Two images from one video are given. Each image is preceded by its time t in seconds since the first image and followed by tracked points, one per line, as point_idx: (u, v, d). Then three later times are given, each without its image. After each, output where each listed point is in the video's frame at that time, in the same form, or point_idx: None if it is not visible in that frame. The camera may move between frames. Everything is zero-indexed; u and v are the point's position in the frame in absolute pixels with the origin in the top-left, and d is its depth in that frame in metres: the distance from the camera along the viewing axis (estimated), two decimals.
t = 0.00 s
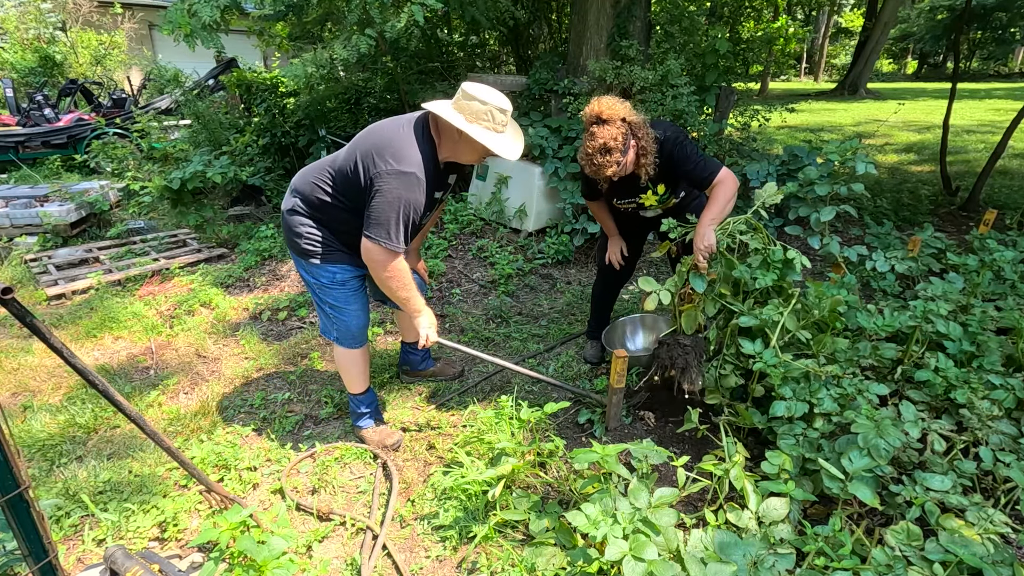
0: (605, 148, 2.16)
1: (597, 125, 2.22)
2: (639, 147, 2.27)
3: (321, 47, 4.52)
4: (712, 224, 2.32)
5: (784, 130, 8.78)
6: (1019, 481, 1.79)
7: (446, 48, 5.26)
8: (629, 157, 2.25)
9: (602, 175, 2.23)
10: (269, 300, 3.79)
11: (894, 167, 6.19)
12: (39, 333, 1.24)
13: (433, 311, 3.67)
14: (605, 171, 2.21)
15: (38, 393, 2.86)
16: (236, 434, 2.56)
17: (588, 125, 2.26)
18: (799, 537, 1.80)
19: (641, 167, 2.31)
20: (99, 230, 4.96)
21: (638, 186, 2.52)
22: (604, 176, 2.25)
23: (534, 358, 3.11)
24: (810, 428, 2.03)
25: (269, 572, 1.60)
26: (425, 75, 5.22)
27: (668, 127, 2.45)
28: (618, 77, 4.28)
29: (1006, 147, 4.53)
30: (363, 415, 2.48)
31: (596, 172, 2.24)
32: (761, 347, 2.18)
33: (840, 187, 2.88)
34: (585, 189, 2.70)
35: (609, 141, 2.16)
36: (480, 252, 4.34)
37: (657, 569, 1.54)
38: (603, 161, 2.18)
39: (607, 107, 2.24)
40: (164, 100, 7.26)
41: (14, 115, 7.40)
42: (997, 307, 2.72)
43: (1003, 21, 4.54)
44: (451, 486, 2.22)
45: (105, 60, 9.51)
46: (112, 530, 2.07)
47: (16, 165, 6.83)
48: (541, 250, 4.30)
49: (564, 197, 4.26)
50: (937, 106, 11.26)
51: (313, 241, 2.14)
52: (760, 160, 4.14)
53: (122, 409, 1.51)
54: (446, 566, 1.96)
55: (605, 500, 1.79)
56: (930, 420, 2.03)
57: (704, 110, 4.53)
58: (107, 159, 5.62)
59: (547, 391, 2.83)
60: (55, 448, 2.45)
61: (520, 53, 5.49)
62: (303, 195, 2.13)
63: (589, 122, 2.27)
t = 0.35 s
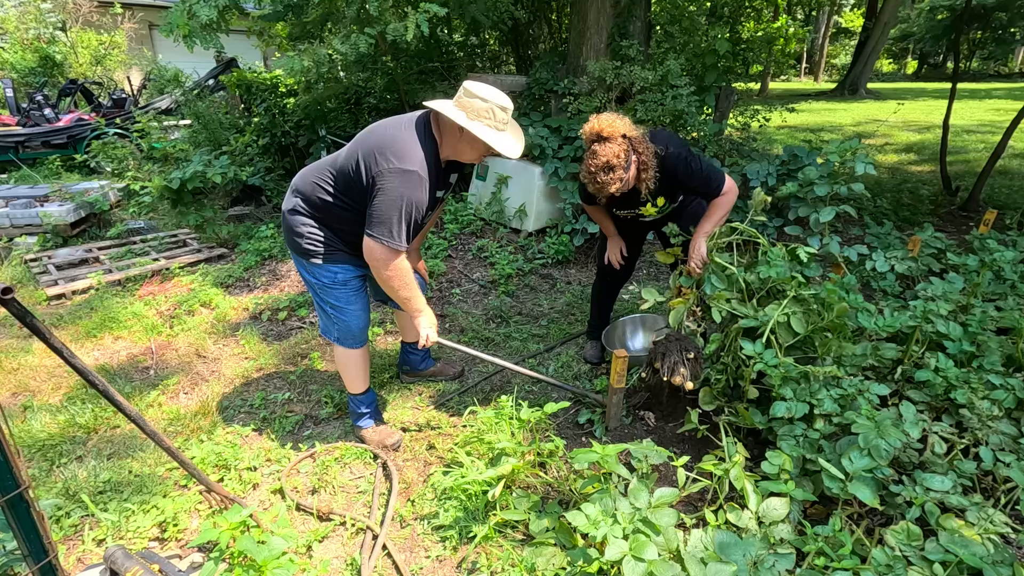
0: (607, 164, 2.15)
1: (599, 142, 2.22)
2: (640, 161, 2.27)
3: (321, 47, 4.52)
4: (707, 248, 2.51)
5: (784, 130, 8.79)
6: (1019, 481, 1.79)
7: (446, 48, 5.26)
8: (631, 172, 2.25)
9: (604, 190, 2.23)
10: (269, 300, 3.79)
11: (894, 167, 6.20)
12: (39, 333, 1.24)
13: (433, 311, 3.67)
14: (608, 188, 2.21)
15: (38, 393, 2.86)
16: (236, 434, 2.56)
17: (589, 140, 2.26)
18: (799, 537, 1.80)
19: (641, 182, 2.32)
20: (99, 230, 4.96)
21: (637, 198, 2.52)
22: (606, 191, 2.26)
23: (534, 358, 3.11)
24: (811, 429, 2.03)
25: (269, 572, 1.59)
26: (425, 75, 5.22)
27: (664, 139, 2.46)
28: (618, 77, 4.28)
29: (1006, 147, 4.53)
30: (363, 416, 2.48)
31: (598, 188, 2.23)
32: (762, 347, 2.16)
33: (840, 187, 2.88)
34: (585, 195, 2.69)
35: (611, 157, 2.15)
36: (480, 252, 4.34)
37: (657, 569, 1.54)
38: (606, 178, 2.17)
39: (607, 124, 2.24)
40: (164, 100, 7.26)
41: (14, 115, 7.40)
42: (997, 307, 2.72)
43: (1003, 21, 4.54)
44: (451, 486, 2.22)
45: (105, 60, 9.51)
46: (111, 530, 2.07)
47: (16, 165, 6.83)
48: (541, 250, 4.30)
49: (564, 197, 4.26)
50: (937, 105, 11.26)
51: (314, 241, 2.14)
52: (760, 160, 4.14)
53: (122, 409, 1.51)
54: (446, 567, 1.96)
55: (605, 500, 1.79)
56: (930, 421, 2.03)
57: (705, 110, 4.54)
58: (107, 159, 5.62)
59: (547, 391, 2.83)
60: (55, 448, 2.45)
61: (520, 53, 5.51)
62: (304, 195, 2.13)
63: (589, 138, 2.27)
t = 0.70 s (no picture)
0: (636, 174, 2.10)
1: (629, 148, 2.19)
2: (664, 171, 2.23)
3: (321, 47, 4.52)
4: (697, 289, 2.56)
5: (784, 130, 8.79)
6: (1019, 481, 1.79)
7: (446, 48, 5.26)
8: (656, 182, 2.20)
9: (624, 200, 2.17)
10: (269, 300, 3.79)
11: (894, 167, 6.20)
12: (39, 333, 1.24)
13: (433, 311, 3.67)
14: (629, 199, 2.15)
15: (38, 393, 2.86)
16: (236, 434, 2.56)
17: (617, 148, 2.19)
18: (799, 537, 1.80)
19: (661, 198, 2.27)
20: (99, 230, 4.96)
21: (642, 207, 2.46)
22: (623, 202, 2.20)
23: (534, 358, 3.11)
24: (809, 427, 2.03)
25: (269, 572, 1.59)
26: (425, 75, 5.22)
27: (686, 154, 2.41)
28: (618, 77, 4.29)
29: (1006, 146, 4.53)
30: (363, 415, 2.48)
31: (619, 197, 2.17)
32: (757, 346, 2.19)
33: (840, 187, 2.88)
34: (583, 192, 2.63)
35: (641, 169, 2.10)
36: (480, 252, 4.34)
37: (657, 569, 1.54)
38: (631, 189, 2.11)
39: (637, 133, 2.25)
40: (164, 100, 7.26)
41: (14, 115, 7.40)
42: (997, 307, 2.72)
43: (1003, 21, 4.54)
44: (451, 486, 2.22)
45: (105, 60, 9.50)
46: (112, 530, 2.07)
47: (16, 165, 6.83)
48: (541, 250, 4.30)
49: (564, 198, 4.26)
50: (937, 105, 11.26)
51: (316, 241, 2.14)
52: (760, 160, 4.14)
53: (122, 409, 1.51)
54: (446, 566, 1.96)
55: (605, 500, 1.79)
56: (929, 421, 2.03)
57: (704, 110, 4.54)
58: (107, 159, 5.62)
59: (547, 390, 2.83)
60: (55, 448, 2.45)
61: (520, 53, 5.51)
62: (307, 194, 2.12)
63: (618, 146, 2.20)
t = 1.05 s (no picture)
0: (659, 155, 2.10)
1: (648, 130, 2.18)
2: (678, 156, 2.24)
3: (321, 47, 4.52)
4: (707, 281, 2.56)
5: (784, 130, 8.79)
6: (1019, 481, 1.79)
7: (446, 48, 5.26)
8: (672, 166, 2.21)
9: (645, 180, 2.17)
10: (269, 300, 3.79)
11: (894, 167, 6.20)
12: (39, 333, 1.24)
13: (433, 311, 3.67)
14: (650, 180, 2.15)
15: (38, 393, 2.86)
16: (236, 434, 2.56)
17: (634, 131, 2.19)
18: (799, 537, 1.80)
19: (676, 184, 2.28)
20: (99, 230, 4.96)
21: (650, 198, 2.47)
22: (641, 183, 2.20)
23: (535, 358, 3.11)
24: (809, 428, 2.03)
25: (269, 572, 1.59)
26: (425, 75, 5.22)
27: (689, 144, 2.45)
28: (618, 77, 4.29)
29: (1006, 146, 4.53)
30: (363, 415, 2.48)
31: (640, 178, 2.16)
32: (757, 346, 2.19)
33: (840, 187, 2.88)
34: (584, 188, 2.60)
35: (663, 149, 2.10)
36: (480, 252, 4.34)
37: (657, 569, 1.54)
38: (653, 169, 2.12)
39: (657, 115, 2.22)
40: (164, 100, 7.26)
41: (14, 115, 7.40)
42: (997, 308, 2.72)
43: (1003, 21, 4.54)
44: (451, 486, 2.22)
45: (105, 60, 9.50)
46: (112, 530, 2.07)
47: (16, 165, 6.83)
48: (541, 250, 4.30)
49: (564, 198, 4.26)
50: (937, 105, 11.26)
51: (318, 240, 2.13)
52: (760, 160, 4.14)
53: (122, 409, 1.51)
54: (446, 567, 1.96)
55: (605, 500, 1.79)
56: (929, 421, 2.03)
57: (705, 110, 4.54)
58: (107, 159, 5.62)
59: (547, 391, 2.83)
60: (55, 448, 2.45)
61: (520, 53, 5.51)
62: (309, 194, 2.12)
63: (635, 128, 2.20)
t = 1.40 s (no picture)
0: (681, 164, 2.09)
1: (671, 139, 2.16)
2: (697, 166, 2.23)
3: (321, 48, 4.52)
4: (713, 287, 2.55)
5: (784, 130, 8.79)
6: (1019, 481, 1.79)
7: (446, 48, 5.26)
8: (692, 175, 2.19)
9: (664, 189, 2.14)
10: (269, 300, 3.79)
11: (894, 167, 6.19)
12: (39, 333, 1.24)
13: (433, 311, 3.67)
14: (669, 190, 2.14)
15: (38, 393, 2.86)
16: (236, 434, 2.56)
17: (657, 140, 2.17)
18: (799, 537, 1.80)
19: (693, 197, 2.26)
20: (99, 230, 4.96)
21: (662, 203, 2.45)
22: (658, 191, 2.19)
23: (534, 358, 3.11)
24: (809, 428, 2.03)
25: (269, 572, 1.59)
26: (425, 75, 5.22)
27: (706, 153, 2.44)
28: (618, 77, 4.29)
29: (1006, 147, 4.53)
30: (364, 415, 2.48)
31: (658, 186, 2.14)
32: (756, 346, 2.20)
33: (840, 187, 2.88)
34: (593, 187, 2.58)
35: (685, 159, 2.09)
36: (480, 252, 4.34)
37: (657, 569, 1.54)
38: (674, 179, 2.10)
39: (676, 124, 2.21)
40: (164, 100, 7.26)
41: (14, 115, 7.41)
42: (997, 308, 2.72)
43: (1003, 21, 4.54)
44: (451, 486, 2.22)
45: (105, 60, 9.50)
46: (112, 530, 2.07)
47: (16, 165, 6.83)
48: (541, 250, 4.30)
49: (564, 198, 4.26)
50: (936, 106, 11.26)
51: (319, 239, 2.13)
52: (760, 160, 4.14)
53: (122, 409, 1.50)
54: (446, 567, 1.96)
55: (605, 500, 1.78)
56: (929, 421, 2.03)
57: (704, 110, 4.54)
58: (107, 159, 5.63)
59: (547, 391, 2.83)
60: (55, 448, 2.45)
61: (520, 54, 5.51)
62: (311, 193, 2.12)
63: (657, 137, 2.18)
